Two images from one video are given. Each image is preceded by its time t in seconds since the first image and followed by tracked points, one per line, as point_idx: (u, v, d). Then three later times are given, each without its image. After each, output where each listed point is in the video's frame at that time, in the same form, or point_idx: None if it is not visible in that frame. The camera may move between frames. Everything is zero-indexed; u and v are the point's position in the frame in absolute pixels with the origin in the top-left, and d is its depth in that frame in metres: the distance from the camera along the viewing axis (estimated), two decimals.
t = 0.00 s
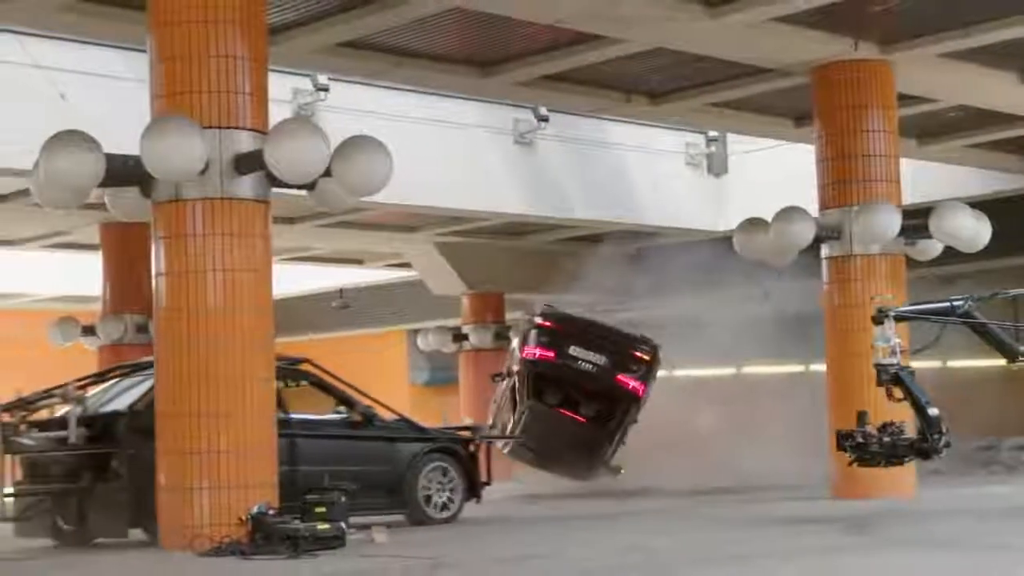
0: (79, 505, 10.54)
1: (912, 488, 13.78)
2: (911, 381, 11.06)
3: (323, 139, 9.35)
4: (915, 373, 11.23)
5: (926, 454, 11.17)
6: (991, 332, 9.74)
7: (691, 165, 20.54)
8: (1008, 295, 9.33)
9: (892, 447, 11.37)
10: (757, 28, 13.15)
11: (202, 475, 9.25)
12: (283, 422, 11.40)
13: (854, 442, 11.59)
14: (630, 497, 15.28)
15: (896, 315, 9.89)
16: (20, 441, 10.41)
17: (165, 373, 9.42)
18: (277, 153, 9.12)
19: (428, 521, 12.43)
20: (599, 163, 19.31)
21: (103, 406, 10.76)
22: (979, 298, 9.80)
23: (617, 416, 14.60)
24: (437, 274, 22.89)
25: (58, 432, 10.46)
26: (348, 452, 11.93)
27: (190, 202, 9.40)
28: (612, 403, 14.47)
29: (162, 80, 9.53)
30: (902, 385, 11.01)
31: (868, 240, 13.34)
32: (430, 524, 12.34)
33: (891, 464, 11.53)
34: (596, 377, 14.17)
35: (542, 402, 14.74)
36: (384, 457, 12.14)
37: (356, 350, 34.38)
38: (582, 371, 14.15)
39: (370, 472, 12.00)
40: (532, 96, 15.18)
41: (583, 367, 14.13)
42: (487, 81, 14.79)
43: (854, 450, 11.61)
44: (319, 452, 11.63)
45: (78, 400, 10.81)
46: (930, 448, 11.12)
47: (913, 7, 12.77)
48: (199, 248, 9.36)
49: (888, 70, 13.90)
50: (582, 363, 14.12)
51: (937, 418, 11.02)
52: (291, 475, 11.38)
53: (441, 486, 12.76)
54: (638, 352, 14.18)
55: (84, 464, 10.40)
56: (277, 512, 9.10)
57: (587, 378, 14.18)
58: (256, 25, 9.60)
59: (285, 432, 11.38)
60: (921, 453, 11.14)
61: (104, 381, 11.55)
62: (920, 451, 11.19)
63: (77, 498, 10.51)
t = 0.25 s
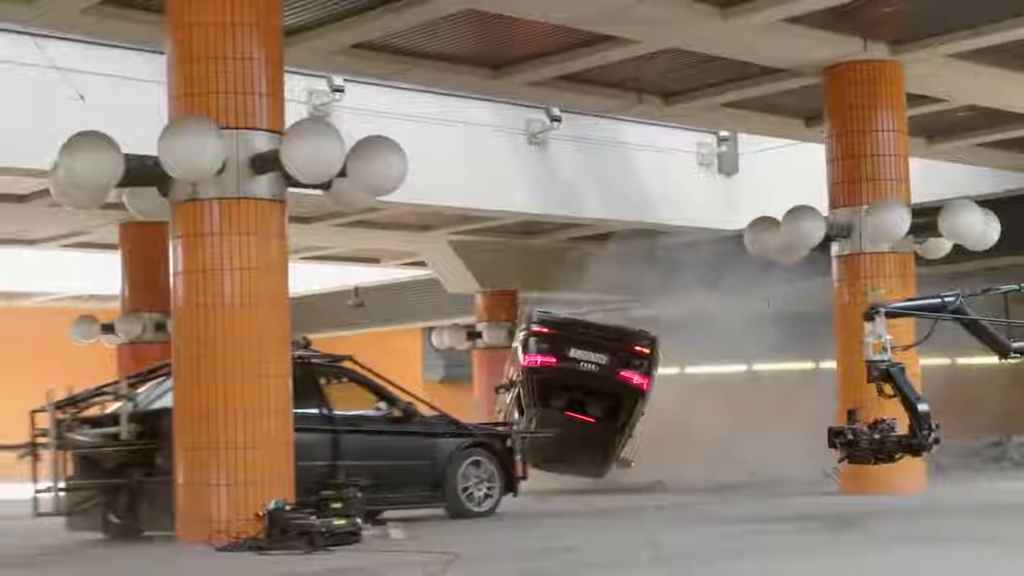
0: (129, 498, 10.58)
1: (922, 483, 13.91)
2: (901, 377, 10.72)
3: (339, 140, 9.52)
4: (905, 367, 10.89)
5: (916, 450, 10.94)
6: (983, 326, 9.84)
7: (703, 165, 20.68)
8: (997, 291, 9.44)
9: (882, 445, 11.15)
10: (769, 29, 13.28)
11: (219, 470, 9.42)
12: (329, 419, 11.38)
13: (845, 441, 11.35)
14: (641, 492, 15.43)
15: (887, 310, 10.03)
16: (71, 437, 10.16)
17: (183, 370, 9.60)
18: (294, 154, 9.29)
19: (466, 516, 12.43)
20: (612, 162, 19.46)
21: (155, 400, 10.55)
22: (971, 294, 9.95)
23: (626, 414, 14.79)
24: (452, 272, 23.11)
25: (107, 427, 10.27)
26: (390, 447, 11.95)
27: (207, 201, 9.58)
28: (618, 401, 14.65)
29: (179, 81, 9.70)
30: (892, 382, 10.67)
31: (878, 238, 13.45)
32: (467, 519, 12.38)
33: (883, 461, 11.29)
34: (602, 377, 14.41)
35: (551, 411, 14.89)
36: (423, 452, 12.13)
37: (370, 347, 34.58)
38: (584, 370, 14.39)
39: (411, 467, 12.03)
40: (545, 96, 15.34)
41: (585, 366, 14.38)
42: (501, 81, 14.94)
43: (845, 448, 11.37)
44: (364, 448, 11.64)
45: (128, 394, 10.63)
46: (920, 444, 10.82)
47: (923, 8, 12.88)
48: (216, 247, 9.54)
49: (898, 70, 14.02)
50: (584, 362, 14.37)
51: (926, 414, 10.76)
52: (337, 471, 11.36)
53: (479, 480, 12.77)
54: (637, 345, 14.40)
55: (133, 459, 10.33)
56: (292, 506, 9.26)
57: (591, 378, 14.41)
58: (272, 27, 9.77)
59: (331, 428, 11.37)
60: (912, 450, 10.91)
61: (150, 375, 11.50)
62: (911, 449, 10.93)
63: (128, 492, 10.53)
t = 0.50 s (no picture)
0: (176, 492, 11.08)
1: (934, 477, 14.01)
2: (893, 371, 11.13)
3: (353, 139, 9.63)
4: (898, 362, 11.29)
5: (907, 445, 11.24)
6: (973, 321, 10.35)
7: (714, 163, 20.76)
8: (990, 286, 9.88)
9: (873, 440, 11.33)
10: (780, 27, 13.37)
11: (237, 466, 9.54)
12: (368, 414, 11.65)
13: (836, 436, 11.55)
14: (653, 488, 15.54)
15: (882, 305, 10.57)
16: (121, 433, 10.81)
17: (200, 367, 9.73)
18: (309, 153, 9.41)
19: (504, 509, 12.61)
20: (625, 160, 19.56)
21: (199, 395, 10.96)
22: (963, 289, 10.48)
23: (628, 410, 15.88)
24: (465, 270, 23.21)
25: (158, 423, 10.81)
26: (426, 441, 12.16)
27: (223, 200, 9.70)
28: (621, 399, 15.79)
29: (195, 81, 9.83)
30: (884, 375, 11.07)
31: (889, 235, 13.53)
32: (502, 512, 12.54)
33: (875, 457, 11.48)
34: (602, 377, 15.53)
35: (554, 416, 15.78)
36: (458, 447, 12.30)
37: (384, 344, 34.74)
38: (587, 370, 15.51)
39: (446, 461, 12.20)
40: (558, 95, 15.45)
41: (588, 366, 15.52)
42: (514, 80, 15.05)
43: (837, 443, 11.56)
44: (401, 442, 11.89)
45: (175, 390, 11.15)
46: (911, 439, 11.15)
47: (933, 6, 12.96)
48: (231, 245, 9.67)
49: (908, 68, 14.11)
50: (586, 363, 15.52)
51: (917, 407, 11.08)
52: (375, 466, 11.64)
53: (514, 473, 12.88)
54: (636, 340, 15.72)
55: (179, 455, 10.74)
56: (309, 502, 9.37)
57: (594, 378, 15.55)
58: (286, 27, 9.90)
59: (368, 423, 11.63)
60: (903, 444, 11.19)
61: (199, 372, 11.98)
62: (901, 443, 11.22)
63: (175, 485, 11.02)
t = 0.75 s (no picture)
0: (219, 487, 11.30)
1: (945, 470, 14.10)
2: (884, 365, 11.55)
3: (368, 136, 9.73)
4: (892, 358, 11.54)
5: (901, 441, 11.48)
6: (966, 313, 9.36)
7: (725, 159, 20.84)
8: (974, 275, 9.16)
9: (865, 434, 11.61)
10: (791, 24, 13.44)
11: (253, 461, 9.66)
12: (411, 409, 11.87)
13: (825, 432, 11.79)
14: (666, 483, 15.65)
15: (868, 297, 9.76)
16: (166, 428, 11.30)
17: (216, 363, 9.85)
18: (323, 150, 9.51)
19: (542, 502, 12.79)
20: (638, 156, 19.65)
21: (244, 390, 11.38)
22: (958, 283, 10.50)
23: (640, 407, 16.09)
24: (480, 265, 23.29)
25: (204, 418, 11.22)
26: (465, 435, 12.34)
27: (238, 198, 9.82)
28: (630, 397, 16.13)
29: (211, 79, 9.95)
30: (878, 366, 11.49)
31: (900, 230, 13.59)
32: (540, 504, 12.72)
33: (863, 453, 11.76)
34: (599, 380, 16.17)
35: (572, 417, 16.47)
36: (498, 440, 12.48)
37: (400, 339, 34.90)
38: (590, 368, 16.17)
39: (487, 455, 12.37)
40: (571, 91, 15.55)
41: (590, 366, 16.18)
42: (526, 77, 15.15)
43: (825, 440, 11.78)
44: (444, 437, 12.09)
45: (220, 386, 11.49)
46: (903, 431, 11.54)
47: (943, 2, 13.02)
48: (247, 242, 9.78)
49: (920, 63, 14.17)
50: (589, 363, 16.18)
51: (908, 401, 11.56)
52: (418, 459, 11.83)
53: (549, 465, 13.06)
54: (636, 335, 16.04)
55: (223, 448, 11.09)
56: (325, 497, 9.48)
57: (596, 376, 16.18)
58: (300, 26, 10.02)
59: (409, 418, 11.81)
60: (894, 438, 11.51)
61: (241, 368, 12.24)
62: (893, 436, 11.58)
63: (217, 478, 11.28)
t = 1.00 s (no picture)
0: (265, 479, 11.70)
1: (955, 460, 14.28)
2: (876, 357, 11.63)
3: (383, 133, 9.90)
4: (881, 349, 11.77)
5: (888, 431, 11.77)
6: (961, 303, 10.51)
7: (737, 154, 21.01)
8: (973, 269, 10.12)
9: (856, 425, 11.83)
10: (802, 20, 13.59)
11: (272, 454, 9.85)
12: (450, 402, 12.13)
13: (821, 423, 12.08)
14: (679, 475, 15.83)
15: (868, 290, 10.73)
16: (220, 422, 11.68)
17: (236, 357, 10.04)
18: (338, 149, 9.69)
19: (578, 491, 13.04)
20: (652, 152, 19.83)
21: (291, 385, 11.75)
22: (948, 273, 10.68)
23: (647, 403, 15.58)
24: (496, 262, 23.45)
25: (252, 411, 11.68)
26: (504, 427, 12.57)
27: (257, 194, 10.01)
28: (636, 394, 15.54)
29: (229, 77, 10.15)
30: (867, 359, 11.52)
31: (910, 224, 13.72)
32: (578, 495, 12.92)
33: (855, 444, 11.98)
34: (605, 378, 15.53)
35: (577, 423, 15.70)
36: (536, 433, 12.69)
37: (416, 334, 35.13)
38: (591, 370, 15.58)
39: (526, 447, 12.58)
40: (584, 87, 15.73)
41: (591, 367, 15.61)
42: (540, 74, 15.32)
43: (820, 431, 12.09)
44: (484, 428, 12.32)
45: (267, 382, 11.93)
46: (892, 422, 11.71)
47: None
48: (266, 239, 9.97)
49: (930, 59, 14.31)
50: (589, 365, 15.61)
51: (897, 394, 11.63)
52: (457, 451, 12.07)
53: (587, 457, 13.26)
54: (632, 328, 15.61)
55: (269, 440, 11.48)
56: (343, 489, 9.67)
57: (598, 378, 15.55)
58: (317, 26, 10.21)
59: (448, 409, 12.08)
60: (884, 430, 11.74)
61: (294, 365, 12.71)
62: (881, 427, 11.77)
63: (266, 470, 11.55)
